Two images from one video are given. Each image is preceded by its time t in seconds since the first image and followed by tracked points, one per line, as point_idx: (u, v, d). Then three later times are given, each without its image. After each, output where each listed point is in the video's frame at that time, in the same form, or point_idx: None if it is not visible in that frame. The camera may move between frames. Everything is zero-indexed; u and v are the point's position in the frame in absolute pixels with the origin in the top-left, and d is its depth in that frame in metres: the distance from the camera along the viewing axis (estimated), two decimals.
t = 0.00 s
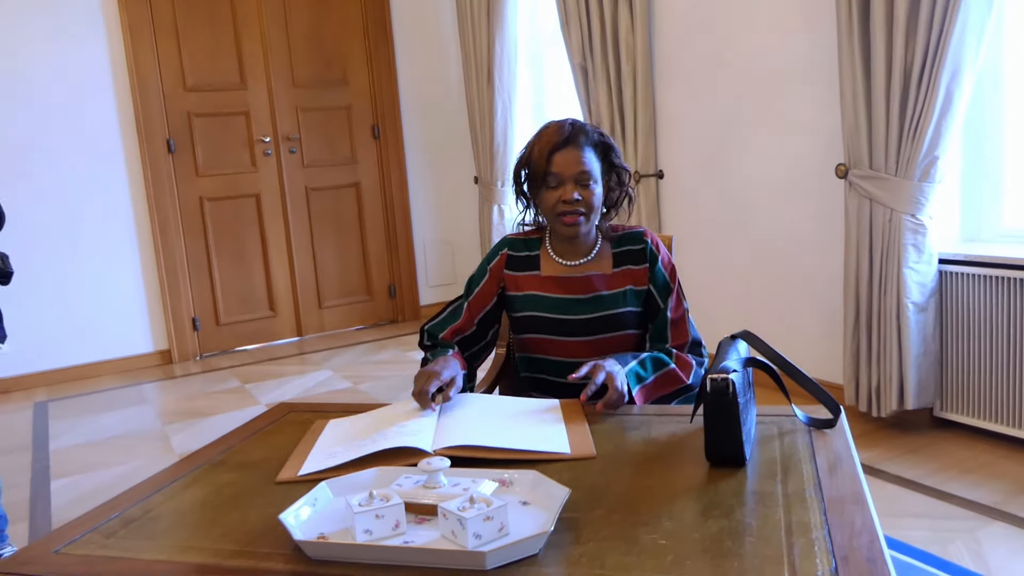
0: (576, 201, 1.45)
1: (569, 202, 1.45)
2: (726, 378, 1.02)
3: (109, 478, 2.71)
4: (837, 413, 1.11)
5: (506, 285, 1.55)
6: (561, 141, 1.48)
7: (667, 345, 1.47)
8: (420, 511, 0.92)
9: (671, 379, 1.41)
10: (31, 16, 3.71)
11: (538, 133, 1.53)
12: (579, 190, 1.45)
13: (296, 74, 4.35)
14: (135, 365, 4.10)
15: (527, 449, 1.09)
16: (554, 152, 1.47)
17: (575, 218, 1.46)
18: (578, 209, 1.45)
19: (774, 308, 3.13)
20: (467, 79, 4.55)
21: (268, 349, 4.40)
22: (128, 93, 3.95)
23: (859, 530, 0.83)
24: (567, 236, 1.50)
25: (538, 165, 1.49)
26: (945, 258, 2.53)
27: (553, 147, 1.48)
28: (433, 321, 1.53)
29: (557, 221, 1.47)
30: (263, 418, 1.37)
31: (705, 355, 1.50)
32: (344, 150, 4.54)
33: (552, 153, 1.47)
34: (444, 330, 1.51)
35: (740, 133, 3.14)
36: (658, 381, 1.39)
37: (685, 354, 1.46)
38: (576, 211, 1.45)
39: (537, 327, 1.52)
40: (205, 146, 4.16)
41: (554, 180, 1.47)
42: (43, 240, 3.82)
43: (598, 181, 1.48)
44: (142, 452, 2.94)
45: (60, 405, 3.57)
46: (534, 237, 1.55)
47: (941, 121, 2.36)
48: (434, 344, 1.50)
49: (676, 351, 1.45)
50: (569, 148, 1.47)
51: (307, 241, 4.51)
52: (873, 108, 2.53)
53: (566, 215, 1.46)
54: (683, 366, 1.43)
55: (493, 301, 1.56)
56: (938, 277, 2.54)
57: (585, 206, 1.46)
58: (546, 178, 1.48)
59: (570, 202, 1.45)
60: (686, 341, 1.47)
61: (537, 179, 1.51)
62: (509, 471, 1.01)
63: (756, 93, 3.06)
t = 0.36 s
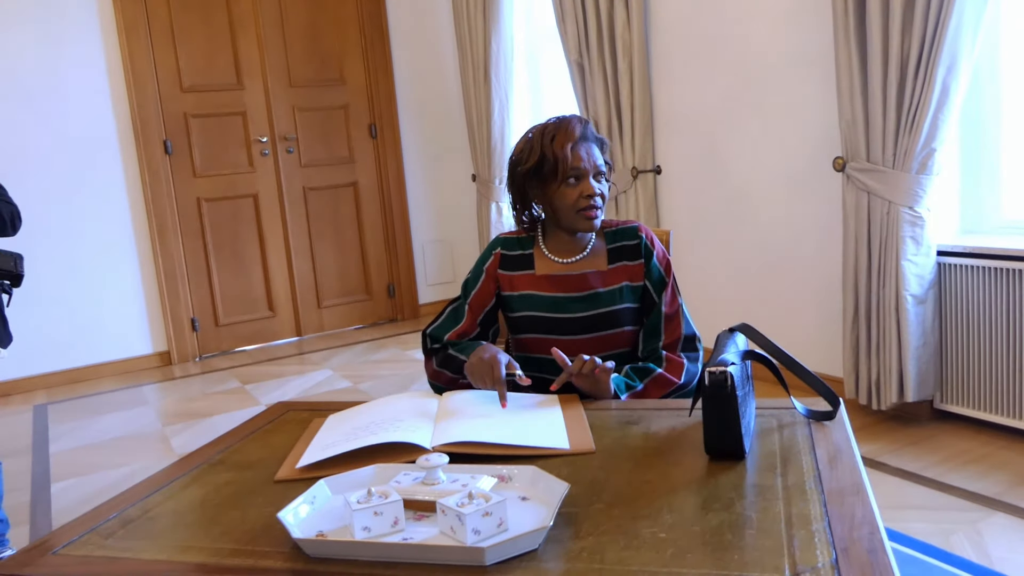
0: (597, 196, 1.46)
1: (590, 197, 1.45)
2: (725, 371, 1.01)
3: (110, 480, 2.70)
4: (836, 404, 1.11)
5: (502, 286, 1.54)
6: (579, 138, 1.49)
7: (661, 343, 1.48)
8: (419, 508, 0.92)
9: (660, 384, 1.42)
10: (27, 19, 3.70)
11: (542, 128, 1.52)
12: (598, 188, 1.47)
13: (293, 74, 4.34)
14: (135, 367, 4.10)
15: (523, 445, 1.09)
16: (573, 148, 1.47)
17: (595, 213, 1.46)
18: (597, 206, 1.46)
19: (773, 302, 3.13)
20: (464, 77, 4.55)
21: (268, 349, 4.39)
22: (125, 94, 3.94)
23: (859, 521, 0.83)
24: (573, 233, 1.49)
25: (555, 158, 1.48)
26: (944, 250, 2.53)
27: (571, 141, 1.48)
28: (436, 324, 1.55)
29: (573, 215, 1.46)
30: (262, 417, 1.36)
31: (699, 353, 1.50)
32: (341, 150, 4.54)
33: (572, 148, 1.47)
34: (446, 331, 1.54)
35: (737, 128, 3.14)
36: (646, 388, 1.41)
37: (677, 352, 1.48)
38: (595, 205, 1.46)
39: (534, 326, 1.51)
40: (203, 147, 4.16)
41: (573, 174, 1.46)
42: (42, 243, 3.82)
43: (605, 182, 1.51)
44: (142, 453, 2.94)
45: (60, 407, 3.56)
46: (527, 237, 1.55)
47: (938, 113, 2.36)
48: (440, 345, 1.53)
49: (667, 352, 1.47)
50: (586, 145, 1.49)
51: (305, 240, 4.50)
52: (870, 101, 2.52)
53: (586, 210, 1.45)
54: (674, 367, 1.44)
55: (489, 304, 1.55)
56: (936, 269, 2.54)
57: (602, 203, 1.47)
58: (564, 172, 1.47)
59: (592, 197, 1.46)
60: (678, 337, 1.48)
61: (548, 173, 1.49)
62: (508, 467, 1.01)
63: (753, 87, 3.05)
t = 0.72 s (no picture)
0: (586, 195, 1.45)
1: (580, 197, 1.45)
2: (724, 368, 1.01)
3: (108, 480, 2.70)
4: (835, 401, 1.11)
5: (500, 286, 1.54)
6: (567, 138, 1.48)
7: (659, 342, 1.48)
8: (418, 506, 0.92)
9: (660, 385, 1.42)
10: (22, 18, 3.69)
11: (534, 127, 1.52)
12: (589, 187, 1.46)
13: (290, 73, 4.34)
14: (132, 367, 4.09)
15: (520, 443, 1.09)
16: (561, 148, 1.47)
17: (586, 212, 1.46)
18: (588, 206, 1.46)
19: (771, 301, 3.13)
20: (461, 76, 4.55)
21: (266, 349, 4.39)
22: (122, 94, 3.93)
23: (859, 518, 0.83)
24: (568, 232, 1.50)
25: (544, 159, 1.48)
26: (941, 248, 2.53)
27: (560, 140, 1.48)
28: (438, 329, 1.54)
29: (564, 216, 1.46)
30: (260, 416, 1.36)
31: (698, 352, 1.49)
32: (338, 149, 4.53)
33: (560, 149, 1.47)
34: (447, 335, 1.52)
35: (734, 126, 3.14)
36: (644, 391, 1.42)
37: (676, 353, 1.47)
38: (586, 204, 1.45)
39: (533, 326, 1.51)
40: (200, 147, 4.15)
41: (563, 175, 1.47)
42: (39, 244, 3.82)
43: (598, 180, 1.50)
44: (140, 454, 2.94)
45: (58, 408, 3.56)
46: (523, 237, 1.55)
47: (935, 111, 2.36)
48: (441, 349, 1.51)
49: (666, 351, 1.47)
50: (575, 145, 1.48)
51: (303, 240, 4.50)
52: (867, 99, 2.53)
53: (577, 209, 1.45)
54: (671, 367, 1.44)
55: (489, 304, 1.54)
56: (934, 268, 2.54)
57: (593, 201, 1.47)
58: (553, 173, 1.47)
59: (582, 198, 1.45)
60: (676, 335, 1.47)
61: (539, 174, 1.49)
62: (507, 465, 1.01)
63: (750, 86, 3.05)
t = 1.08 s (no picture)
0: (546, 204, 1.45)
1: (541, 206, 1.46)
2: (727, 366, 1.01)
3: (109, 485, 2.70)
4: (839, 399, 1.11)
5: (498, 285, 1.54)
6: (534, 142, 1.47)
7: (661, 343, 1.47)
8: (423, 507, 0.92)
9: (659, 385, 1.41)
10: (21, 24, 3.69)
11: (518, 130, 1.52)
12: (550, 193, 1.45)
13: (288, 76, 4.34)
14: (134, 372, 4.09)
15: (519, 444, 1.09)
16: (525, 157, 1.47)
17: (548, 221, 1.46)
18: (552, 212, 1.45)
19: (772, 298, 3.13)
20: (460, 78, 4.55)
21: (266, 352, 4.39)
22: (120, 99, 3.93)
23: (864, 515, 0.83)
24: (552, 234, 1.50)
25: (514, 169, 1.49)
26: (942, 244, 2.53)
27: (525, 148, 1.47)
28: (432, 328, 1.55)
29: (533, 223, 1.48)
30: (263, 418, 1.36)
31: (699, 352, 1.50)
32: (337, 152, 4.54)
33: (524, 158, 1.47)
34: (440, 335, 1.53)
35: (733, 125, 3.14)
36: (645, 390, 1.41)
37: (677, 352, 1.46)
38: (547, 214, 1.45)
39: (531, 325, 1.52)
40: (199, 150, 4.15)
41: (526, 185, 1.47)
42: (40, 249, 3.82)
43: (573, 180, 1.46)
44: (142, 458, 2.94)
45: (59, 413, 3.56)
46: (524, 236, 1.55)
47: (935, 108, 2.36)
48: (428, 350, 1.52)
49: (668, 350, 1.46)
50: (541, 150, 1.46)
51: (303, 243, 4.50)
52: (865, 96, 2.53)
53: (539, 218, 1.46)
54: (673, 367, 1.44)
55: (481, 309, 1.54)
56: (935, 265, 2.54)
57: (558, 208, 1.45)
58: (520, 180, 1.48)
59: (543, 206, 1.45)
60: (678, 335, 1.47)
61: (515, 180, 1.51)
62: (511, 465, 1.01)
63: (748, 84, 3.06)
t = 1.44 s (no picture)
0: (562, 192, 1.47)
1: (554, 195, 1.46)
2: (729, 363, 1.01)
3: (112, 489, 2.70)
4: (841, 395, 1.11)
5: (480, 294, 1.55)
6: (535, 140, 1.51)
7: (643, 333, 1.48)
8: (426, 507, 0.92)
9: (627, 362, 1.43)
10: (20, 29, 3.70)
11: (502, 134, 1.55)
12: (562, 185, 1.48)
13: (287, 79, 4.34)
14: (135, 376, 4.10)
15: (520, 442, 1.09)
16: (532, 150, 1.49)
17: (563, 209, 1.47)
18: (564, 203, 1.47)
19: (773, 296, 3.13)
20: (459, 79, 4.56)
21: (268, 354, 4.39)
22: (119, 103, 3.93)
23: (868, 510, 0.83)
24: (546, 234, 1.51)
25: (514, 165, 1.50)
26: (942, 241, 2.53)
27: (530, 142, 1.50)
28: (412, 335, 1.57)
29: (542, 214, 1.47)
30: (265, 420, 1.36)
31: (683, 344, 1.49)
32: (337, 154, 4.54)
33: (532, 150, 1.49)
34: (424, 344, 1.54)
35: (732, 123, 3.14)
36: (611, 362, 1.43)
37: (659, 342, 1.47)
38: (563, 202, 1.47)
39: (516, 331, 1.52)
40: (198, 153, 4.15)
41: (537, 175, 1.48)
42: (40, 253, 3.82)
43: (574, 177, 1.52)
44: (145, 462, 2.94)
45: (61, 417, 3.56)
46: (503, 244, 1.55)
47: (933, 105, 2.36)
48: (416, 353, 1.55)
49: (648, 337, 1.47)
50: (547, 146, 1.50)
51: (304, 246, 4.51)
52: (864, 93, 2.53)
53: (553, 208, 1.46)
54: (649, 353, 1.44)
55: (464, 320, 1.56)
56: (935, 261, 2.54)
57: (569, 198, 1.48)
58: (524, 173, 1.49)
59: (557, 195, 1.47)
60: (662, 327, 1.47)
61: (512, 177, 1.51)
62: (514, 464, 1.01)
63: (746, 82, 3.06)
